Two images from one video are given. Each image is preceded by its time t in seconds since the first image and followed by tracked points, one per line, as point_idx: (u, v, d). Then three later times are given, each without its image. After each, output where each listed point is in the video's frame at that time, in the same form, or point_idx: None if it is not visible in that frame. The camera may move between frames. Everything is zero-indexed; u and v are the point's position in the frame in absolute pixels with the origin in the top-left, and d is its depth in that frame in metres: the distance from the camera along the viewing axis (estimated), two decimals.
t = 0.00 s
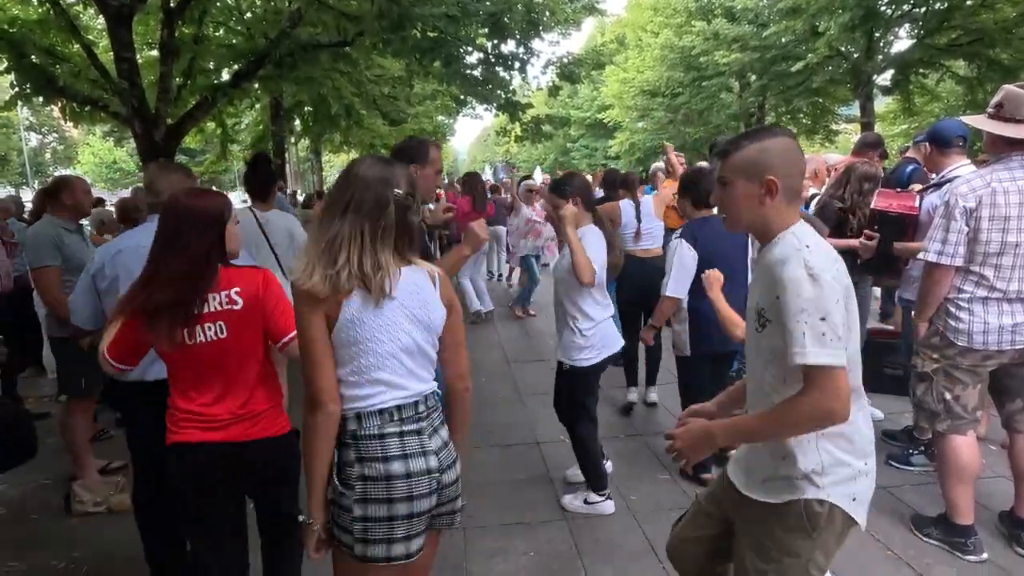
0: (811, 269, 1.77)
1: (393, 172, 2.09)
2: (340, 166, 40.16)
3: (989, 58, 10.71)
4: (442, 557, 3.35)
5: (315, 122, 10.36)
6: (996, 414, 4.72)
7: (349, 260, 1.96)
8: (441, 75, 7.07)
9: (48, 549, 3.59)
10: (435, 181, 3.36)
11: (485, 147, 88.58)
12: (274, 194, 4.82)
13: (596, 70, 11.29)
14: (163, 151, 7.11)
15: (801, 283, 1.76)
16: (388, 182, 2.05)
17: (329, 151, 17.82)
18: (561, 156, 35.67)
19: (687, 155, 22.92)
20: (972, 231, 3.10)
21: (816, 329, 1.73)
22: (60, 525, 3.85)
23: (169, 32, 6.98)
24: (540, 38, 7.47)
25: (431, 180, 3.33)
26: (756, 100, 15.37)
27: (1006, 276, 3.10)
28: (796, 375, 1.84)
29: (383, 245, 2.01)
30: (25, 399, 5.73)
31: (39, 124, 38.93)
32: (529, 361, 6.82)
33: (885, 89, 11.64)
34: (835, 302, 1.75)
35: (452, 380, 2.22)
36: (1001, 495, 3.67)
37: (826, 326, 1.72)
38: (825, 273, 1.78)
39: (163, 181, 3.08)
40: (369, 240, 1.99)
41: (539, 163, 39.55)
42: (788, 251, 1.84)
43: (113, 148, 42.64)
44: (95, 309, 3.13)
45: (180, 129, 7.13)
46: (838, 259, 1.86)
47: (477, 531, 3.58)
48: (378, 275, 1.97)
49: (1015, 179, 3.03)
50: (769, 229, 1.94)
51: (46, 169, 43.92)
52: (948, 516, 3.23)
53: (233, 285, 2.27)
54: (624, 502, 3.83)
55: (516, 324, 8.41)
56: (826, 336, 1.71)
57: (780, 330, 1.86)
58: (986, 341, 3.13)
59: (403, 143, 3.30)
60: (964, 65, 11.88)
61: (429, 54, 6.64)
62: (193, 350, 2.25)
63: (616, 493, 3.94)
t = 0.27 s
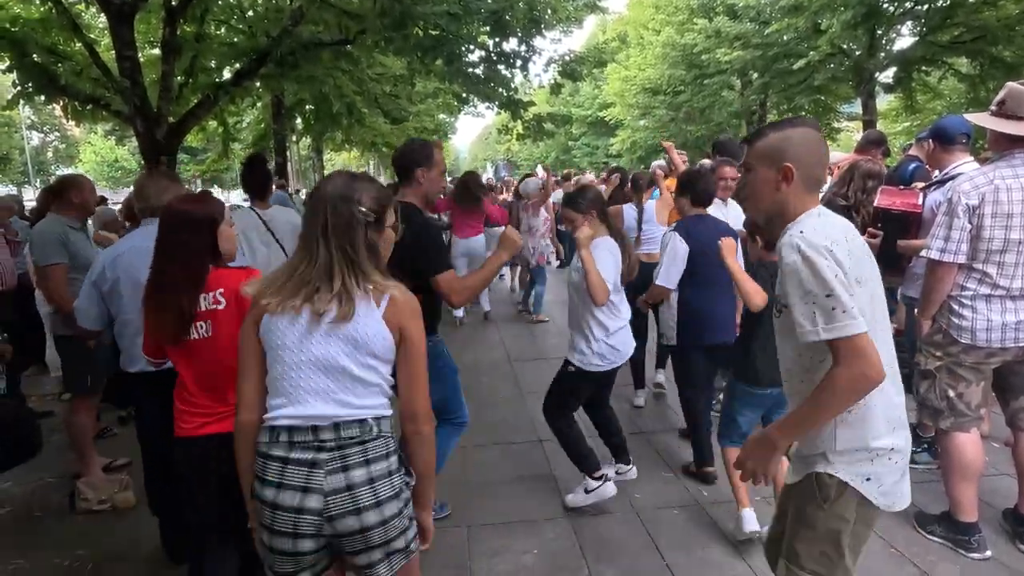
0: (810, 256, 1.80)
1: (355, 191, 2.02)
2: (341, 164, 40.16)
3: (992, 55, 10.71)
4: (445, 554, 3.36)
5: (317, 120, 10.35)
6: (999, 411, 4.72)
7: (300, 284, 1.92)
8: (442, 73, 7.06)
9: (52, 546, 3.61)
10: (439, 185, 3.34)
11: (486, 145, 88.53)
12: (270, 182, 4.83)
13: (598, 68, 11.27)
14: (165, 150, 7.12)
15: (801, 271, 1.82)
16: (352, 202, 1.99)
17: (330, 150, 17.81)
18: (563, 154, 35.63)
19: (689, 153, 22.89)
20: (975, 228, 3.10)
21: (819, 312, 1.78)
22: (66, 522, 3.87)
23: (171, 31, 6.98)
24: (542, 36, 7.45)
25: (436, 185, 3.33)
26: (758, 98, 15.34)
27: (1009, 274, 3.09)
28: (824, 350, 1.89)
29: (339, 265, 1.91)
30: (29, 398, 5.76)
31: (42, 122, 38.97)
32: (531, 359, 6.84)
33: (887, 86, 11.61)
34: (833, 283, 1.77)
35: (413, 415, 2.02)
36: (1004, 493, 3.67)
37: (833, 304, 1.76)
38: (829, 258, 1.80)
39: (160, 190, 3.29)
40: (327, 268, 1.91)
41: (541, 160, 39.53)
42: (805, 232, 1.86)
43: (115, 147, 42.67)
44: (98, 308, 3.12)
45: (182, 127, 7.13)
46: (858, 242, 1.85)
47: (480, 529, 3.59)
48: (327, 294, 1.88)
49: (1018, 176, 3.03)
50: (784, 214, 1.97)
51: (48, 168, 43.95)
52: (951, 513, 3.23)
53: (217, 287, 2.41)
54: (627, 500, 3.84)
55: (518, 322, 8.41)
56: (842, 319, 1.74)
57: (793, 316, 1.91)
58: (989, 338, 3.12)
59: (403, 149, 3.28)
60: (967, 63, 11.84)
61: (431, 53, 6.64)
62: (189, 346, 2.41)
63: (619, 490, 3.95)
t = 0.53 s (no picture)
0: (840, 219, 1.91)
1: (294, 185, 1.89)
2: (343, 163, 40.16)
3: (994, 52, 10.82)
4: (448, 552, 3.37)
5: (318, 119, 10.35)
6: (1002, 410, 4.71)
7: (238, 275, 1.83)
8: (444, 72, 7.06)
9: (56, 543, 3.62)
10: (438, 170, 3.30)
11: (488, 143, 88.44)
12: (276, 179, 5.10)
13: (600, 66, 11.25)
14: (167, 148, 7.12)
15: (830, 236, 1.93)
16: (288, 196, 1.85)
17: (332, 149, 17.82)
18: (564, 153, 35.60)
19: (690, 151, 22.87)
20: (977, 226, 3.10)
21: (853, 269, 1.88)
22: (69, 520, 3.88)
23: (172, 30, 6.98)
24: (544, 35, 7.43)
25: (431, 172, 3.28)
26: (759, 96, 15.32)
27: (1012, 272, 3.09)
28: (852, 312, 1.97)
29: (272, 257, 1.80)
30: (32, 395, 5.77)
31: (43, 121, 39.00)
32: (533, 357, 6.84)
33: (890, 84, 11.62)
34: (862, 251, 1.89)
35: (335, 438, 1.73)
36: (1006, 491, 3.67)
37: (864, 268, 1.87)
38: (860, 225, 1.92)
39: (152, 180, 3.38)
40: (257, 263, 1.81)
41: (542, 159, 39.50)
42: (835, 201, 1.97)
43: (116, 146, 42.71)
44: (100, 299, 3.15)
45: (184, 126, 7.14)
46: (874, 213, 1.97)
47: (483, 527, 3.59)
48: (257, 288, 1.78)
49: (1020, 174, 3.02)
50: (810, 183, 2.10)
51: (50, 166, 43.99)
52: (954, 511, 3.23)
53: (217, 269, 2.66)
54: (629, 498, 3.85)
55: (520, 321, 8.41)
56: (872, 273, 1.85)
57: (818, 280, 2.02)
58: (991, 336, 3.11)
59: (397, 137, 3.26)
60: (969, 60, 11.82)
61: (433, 51, 6.63)
62: (193, 324, 2.64)
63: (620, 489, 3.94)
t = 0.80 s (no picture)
0: (865, 236, 1.93)
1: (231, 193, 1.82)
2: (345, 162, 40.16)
3: (996, 50, 10.86)
4: (450, 551, 3.37)
5: (320, 117, 10.36)
6: (1004, 408, 4.71)
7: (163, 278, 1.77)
8: (445, 70, 7.05)
9: (60, 542, 3.64)
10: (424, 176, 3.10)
11: (489, 142, 88.41)
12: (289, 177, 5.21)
13: (602, 64, 11.24)
14: (168, 147, 7.12)
15: (852, 251, 1.95)
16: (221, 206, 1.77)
17: (333, 147, 17.83)
18: (565, 151, 35.59)
19: (692, 150, 22.85)
20: (977, 225, 3.09)
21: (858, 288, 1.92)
22: (72, 519, 3.89)
23: (174, 29, 6.98)
24: (545, 33, 7.42)
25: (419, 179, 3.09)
26: (761, 95, 15.30)
27: (1013, 271, 3.09)
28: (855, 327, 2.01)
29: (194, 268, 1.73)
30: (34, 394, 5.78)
31: (45, 120, 39.03)
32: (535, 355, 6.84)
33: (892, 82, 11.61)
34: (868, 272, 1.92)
35: (214, 452, 1.49)
36: (1008, 490, 3.67)
37: (875, 288, 1.90)
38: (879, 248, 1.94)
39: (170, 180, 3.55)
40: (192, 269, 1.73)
41: (544, 157, 39.48)
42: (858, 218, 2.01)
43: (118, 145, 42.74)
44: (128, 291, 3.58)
45: (185, 125, 7.14)
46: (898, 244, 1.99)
47: (484, 526, 3.60)
48: (171, 295, 1.72)
49: (1021, 173, 3.02)
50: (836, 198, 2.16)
51: (52, 166, 44.04)
52: (955, 510, 3.23)
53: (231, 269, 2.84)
54: (630, 497, 3.85)
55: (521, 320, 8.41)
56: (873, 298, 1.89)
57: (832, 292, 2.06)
58: (993, 335, 3.11)
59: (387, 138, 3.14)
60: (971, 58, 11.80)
61: (434, 50, 6.62)
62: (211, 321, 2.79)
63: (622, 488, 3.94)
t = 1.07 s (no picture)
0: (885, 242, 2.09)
1: (152, 205, 1.82)
2: (346, 161, 40.22)
3: (999, 48, 10.87)
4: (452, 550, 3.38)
5: (321, 117, 10.37)
6: (1006, 407, 4.70)
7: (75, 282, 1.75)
8: (447, 70, 7.06)
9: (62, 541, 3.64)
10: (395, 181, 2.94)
11: (491, 141, 88.38)
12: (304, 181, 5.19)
13: (603, 63, 11.23)
14: (170, 147, 7.14)
15: (882, 263, 2.06)
16: (145, 221, 1.77)
17: (334, 146, 17.84)
18: (567, 150, 35.57)
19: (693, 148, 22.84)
20: (979, 224, 3.09)
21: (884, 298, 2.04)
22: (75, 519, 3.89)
23: (176, 28, 6.99)
24: (546, 32, 7.42)
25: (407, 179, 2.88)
26: (762, 93, 15.29)
27: (1014, 270, 3.08)
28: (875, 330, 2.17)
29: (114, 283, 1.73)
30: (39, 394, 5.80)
31: (47, 120, 39.08)
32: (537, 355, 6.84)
33: (893, 80, 11.62)
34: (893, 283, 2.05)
35: (107, 481, 1.50)
36: (1010, 489, 3.67)
37: (901, 294, 2.02)
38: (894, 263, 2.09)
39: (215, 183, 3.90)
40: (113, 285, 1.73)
41: (545, 156, 39.48)
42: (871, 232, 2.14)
43: (120, 144, 42.76)
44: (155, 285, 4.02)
45: (187, 125, 7.15)
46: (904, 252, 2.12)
47: (486, 525, 3.60)
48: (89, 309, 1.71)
49: (1022, 172, 3.03)
50: (841, 212, 2.24)
51: (55, 165, 44.17)
52: (958, 509, 3.23)
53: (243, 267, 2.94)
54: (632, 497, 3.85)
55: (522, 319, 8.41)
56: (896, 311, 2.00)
57: (860, 300, 2.18)
58: (995, 335, 3.11)
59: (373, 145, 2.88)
60: (973, 56, 11.81)
61: (436, 49, 6.62)
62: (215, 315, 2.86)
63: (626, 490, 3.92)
